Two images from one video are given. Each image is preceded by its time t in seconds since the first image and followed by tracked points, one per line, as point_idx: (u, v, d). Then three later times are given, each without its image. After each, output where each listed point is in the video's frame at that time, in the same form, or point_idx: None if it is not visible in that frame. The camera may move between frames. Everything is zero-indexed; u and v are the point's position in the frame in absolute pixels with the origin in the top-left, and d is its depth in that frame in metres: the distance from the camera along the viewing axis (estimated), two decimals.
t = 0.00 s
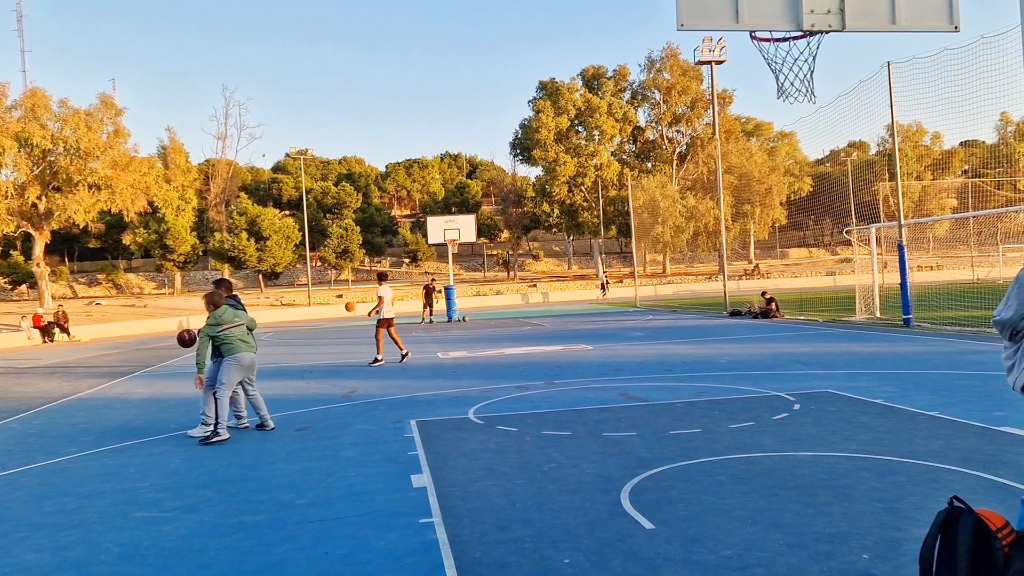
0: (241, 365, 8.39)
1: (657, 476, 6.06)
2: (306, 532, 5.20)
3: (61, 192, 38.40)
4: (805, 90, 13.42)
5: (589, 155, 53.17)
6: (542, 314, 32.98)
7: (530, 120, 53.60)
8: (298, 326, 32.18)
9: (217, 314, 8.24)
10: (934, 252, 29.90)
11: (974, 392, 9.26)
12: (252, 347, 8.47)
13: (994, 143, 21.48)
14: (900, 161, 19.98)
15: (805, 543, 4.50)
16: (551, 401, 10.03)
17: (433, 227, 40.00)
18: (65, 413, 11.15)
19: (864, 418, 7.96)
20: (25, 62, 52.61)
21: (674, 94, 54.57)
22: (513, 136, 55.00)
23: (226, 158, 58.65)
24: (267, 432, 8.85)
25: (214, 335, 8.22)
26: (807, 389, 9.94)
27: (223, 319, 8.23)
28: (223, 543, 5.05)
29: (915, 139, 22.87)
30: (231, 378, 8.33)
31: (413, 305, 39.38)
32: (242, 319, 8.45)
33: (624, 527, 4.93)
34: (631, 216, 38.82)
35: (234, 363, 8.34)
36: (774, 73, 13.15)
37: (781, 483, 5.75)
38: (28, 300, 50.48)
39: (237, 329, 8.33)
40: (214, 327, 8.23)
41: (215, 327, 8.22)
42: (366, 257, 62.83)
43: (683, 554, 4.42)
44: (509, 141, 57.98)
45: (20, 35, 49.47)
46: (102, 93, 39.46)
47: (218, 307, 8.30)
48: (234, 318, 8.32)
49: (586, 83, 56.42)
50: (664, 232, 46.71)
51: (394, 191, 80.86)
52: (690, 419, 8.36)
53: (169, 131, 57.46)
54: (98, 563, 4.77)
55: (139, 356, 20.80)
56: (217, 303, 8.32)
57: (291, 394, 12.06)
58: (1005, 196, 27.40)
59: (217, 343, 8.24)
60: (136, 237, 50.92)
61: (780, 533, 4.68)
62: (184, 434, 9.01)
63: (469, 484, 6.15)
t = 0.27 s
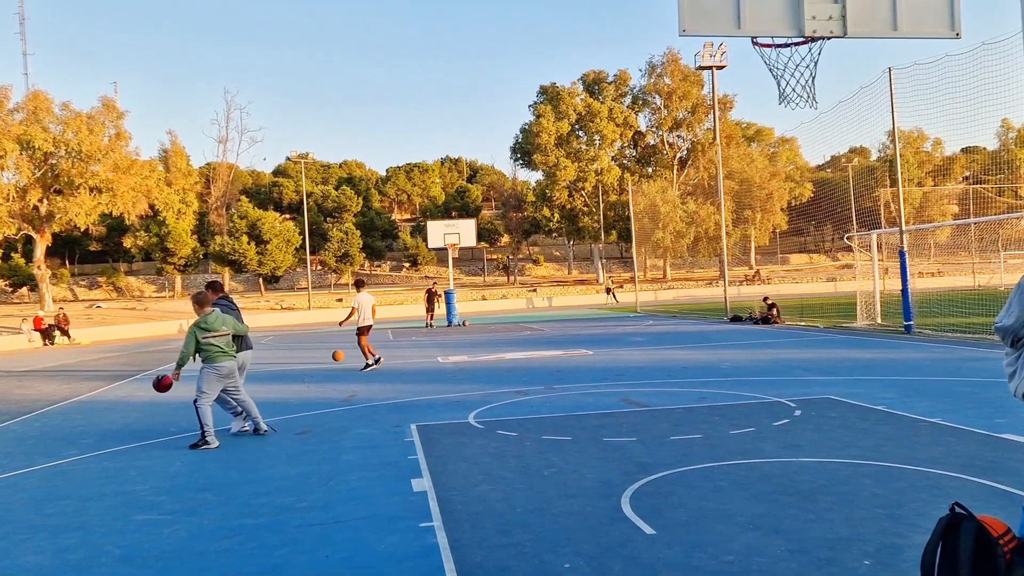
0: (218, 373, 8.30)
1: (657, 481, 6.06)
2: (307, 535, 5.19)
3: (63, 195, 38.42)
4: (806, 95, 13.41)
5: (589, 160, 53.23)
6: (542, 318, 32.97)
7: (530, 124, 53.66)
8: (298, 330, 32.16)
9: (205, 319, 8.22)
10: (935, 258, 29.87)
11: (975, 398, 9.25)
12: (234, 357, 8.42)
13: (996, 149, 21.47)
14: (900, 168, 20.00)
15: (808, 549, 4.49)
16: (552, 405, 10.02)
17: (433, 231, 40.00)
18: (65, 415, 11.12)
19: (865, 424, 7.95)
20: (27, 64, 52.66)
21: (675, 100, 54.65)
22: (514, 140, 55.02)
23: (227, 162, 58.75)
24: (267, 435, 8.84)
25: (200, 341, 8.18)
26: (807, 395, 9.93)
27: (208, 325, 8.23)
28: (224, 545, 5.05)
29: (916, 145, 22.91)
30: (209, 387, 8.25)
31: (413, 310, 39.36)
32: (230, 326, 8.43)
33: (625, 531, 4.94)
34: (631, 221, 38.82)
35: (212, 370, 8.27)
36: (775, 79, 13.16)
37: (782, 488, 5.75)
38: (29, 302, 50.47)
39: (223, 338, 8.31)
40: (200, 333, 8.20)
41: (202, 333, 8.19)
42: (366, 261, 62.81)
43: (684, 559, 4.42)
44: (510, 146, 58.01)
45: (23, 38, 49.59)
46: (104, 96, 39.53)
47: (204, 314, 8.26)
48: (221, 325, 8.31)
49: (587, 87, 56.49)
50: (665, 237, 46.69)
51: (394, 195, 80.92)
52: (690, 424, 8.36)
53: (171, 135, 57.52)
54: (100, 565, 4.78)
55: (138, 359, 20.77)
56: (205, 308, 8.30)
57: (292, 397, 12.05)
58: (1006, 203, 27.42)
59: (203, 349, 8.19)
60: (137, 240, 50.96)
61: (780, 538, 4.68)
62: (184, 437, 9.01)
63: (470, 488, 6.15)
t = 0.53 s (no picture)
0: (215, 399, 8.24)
1: (663, 502, 6.04)
2: (313, 555, 5.18)
3: (72, 214, 38.71)
4: (811, 117, 13.46)
5: (595, 180, 53.41)
6: (548, 337, 32.94)
7: (536, 144, 53.97)
8: (303, 348, 32.20)
9: (204, 342, 8.17)
10: (942, 278, 29.79)
11: (984, 420, 9.19)
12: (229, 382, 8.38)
13: (1002, 170, 21.50)
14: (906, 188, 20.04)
15: (817, 571, 4.47)
16: (558, 425, 10.00)
17: (439, 250, 40.09)
18: (71, 433, 11.15)
19: (873, 445, 7.91)
20: (38, 85, 53.16)
21: (680, 120, 54.91)
22: (519, 160, 55.32)
23: (234, 181, 59.15)
24: (273, 455, 8.85)
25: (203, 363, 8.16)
26: (815, 416, 9.89)
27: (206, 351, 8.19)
28: (229, 565, 5.04)
29: (922, 165, 22.97)
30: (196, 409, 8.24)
31: (418, 329, 39.36)
32: (225, 351, 8.41)
33: (632, 552, 4.92)
34: (637, 240, 38.86)
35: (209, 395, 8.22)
36: (780, 101, 13.21)
37: (789, 510, 5.72)
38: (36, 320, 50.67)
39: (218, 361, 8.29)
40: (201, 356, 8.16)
41: (203, 355, 8.15)
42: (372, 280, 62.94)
43: None
44: (515, 165, 58.28)
45: (34, 59, 50.12)
46: (113, 116, 39.90)
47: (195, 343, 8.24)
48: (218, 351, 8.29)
49: (593, 108, 56.83)
50: (670, 256, 46.74)
51: (400, 214, 81.22)
52: (697, 444, 8.33)
53: (179, 154, 57.94)
54: None
55: (145, 377, 20.81)
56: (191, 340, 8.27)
57: (298, 416, 12.05)
58: (1013, 223, 27.40)
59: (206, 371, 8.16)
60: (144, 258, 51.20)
61: (788, 561, 4.66)
62: (189, 455, 9.01)
63: (476, 508, 6.13)
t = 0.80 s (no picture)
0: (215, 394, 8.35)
1: (700, 506, 5.98)
2: (348, 553, 5.21)
3: (116, 214, 39.57)
4: (854, 116, 13.26)
5: (632, 181, 53.13)
6: (583, 339, 32.84)
7: (573, 145, 53.87)
8: (340, 348, 32.51)
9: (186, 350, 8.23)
10: (989, 282, 29.25)
11: None
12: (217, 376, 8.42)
13: None
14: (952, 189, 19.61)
15: None
16: (593, 427, 9.95)
17: (475, 251, 40.17)
18: (115, 429, 11.38)
19: (916, 451, 7.74)
20: (85, 88, 54.44)
21: (719, 120, 54.39)
22: (556, 161, 55.29)
23: (274, 182, 60.01)
24: (310, 452, 8.94)
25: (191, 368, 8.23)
26: (855, 420, 9.71)
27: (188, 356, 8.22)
28: (267, 561, 5.10)
29: (968, 166, 22.45)
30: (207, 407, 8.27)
31: (454, 329, 39.49)
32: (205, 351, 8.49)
33: (667, 556, 4.87)
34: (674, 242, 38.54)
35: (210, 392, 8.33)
36: (823, 99, 13.03)
37: (829, 515, 5.62)
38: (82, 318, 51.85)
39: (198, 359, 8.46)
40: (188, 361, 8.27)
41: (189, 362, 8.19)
42: (408, 280, 63.32)
43: None
44: (552, 166, 58.22)
45: (81, 63, 51.36)
46: (157, 119, 40.68)
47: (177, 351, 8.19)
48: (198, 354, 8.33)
49: (630, 108, 56.55)
50: (708, 258, 46.28)
51: (437, 215, 81.61)
52: (735, 448, 8.23)
53: (220, 155, 58.86)
54: None
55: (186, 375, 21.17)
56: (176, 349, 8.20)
57: (334, 415, 12.16)
58: None
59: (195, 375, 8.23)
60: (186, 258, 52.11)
61: (828, 567, 4.57)
62: (228, 452, 9.14)
63: (511, 508, 6.13)
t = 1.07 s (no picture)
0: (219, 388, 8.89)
1: (755, 503, 5.88)
2: (402, 543, 5.27)
3: (175, 211, 40.51)
4: (918, 104, 12.90)
5: (683, 174, 52.49)
6: (634, 334, 32.60)
7: (623, 138, 53.51)
8: (391, 342, 32.84)
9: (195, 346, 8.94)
10: None
11: None
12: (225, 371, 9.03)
13: None
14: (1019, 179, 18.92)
15: None
16: (645, 422, 9.87)
17: (524, 245, 40.14)
18: (175, 420, 11.68)
19: (981, 451, 7.50)
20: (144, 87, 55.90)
21: (773, 112, 53.40)
22: (605, 155, 54.99)
23: (326, 178, 60.90)
24: (363, 445, 9.05)
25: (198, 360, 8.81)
26: (917, 418, 9.45)
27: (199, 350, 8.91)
28: (322, 550, 5.18)
29: None
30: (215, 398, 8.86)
31: (504, 324, 39.55)
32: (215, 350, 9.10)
33: (723, 553, 4.81)
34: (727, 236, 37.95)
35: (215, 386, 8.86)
36: (884, 87, 12.71)
37: (889, 515, 5.49)
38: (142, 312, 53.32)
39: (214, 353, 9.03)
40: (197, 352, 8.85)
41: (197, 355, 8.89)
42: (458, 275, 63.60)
43: None
44: (602, 160, 57.89)
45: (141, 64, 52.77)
46: (213, 117, 41.56)
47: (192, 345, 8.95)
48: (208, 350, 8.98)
49: (681, 101, 55.86)
50: (761, 252, 45.51)
51: (486, 210, 81.80)
52: (790, 445, 8.08)
53: (274, 152, 59.87)
54: (207, 563, 4.97)
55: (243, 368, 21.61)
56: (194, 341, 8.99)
57: (387, 408, 12.29)
58: None
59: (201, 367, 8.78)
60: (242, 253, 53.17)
61: (889, 567, 4.46)
62: (283, 443, 9.30)
63: (562, 502, 6.12)
